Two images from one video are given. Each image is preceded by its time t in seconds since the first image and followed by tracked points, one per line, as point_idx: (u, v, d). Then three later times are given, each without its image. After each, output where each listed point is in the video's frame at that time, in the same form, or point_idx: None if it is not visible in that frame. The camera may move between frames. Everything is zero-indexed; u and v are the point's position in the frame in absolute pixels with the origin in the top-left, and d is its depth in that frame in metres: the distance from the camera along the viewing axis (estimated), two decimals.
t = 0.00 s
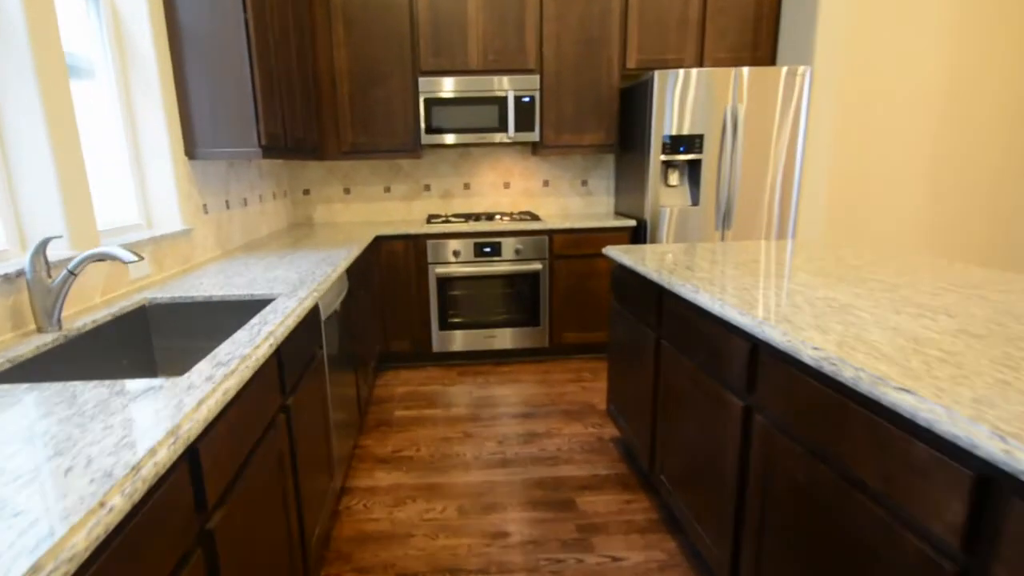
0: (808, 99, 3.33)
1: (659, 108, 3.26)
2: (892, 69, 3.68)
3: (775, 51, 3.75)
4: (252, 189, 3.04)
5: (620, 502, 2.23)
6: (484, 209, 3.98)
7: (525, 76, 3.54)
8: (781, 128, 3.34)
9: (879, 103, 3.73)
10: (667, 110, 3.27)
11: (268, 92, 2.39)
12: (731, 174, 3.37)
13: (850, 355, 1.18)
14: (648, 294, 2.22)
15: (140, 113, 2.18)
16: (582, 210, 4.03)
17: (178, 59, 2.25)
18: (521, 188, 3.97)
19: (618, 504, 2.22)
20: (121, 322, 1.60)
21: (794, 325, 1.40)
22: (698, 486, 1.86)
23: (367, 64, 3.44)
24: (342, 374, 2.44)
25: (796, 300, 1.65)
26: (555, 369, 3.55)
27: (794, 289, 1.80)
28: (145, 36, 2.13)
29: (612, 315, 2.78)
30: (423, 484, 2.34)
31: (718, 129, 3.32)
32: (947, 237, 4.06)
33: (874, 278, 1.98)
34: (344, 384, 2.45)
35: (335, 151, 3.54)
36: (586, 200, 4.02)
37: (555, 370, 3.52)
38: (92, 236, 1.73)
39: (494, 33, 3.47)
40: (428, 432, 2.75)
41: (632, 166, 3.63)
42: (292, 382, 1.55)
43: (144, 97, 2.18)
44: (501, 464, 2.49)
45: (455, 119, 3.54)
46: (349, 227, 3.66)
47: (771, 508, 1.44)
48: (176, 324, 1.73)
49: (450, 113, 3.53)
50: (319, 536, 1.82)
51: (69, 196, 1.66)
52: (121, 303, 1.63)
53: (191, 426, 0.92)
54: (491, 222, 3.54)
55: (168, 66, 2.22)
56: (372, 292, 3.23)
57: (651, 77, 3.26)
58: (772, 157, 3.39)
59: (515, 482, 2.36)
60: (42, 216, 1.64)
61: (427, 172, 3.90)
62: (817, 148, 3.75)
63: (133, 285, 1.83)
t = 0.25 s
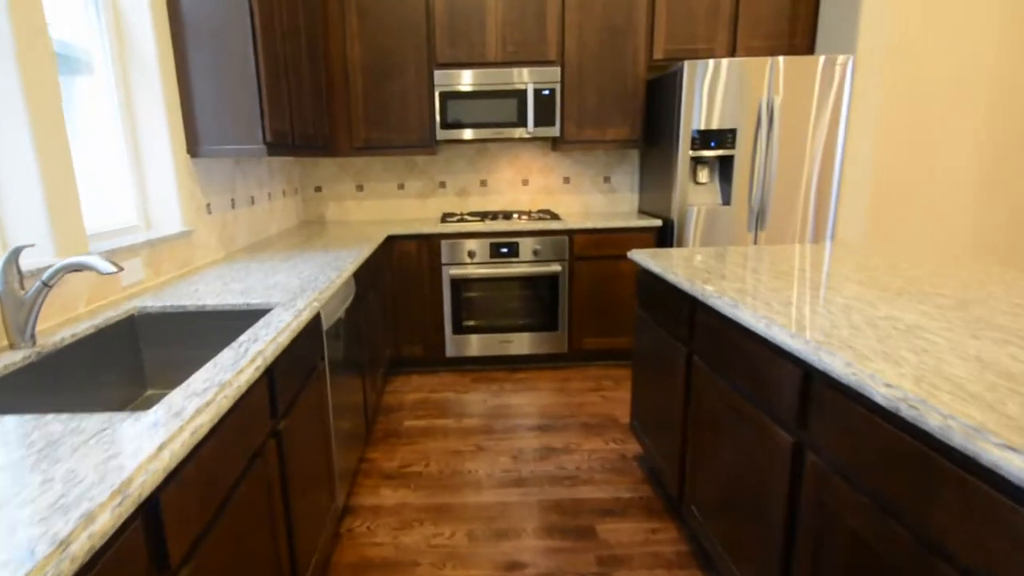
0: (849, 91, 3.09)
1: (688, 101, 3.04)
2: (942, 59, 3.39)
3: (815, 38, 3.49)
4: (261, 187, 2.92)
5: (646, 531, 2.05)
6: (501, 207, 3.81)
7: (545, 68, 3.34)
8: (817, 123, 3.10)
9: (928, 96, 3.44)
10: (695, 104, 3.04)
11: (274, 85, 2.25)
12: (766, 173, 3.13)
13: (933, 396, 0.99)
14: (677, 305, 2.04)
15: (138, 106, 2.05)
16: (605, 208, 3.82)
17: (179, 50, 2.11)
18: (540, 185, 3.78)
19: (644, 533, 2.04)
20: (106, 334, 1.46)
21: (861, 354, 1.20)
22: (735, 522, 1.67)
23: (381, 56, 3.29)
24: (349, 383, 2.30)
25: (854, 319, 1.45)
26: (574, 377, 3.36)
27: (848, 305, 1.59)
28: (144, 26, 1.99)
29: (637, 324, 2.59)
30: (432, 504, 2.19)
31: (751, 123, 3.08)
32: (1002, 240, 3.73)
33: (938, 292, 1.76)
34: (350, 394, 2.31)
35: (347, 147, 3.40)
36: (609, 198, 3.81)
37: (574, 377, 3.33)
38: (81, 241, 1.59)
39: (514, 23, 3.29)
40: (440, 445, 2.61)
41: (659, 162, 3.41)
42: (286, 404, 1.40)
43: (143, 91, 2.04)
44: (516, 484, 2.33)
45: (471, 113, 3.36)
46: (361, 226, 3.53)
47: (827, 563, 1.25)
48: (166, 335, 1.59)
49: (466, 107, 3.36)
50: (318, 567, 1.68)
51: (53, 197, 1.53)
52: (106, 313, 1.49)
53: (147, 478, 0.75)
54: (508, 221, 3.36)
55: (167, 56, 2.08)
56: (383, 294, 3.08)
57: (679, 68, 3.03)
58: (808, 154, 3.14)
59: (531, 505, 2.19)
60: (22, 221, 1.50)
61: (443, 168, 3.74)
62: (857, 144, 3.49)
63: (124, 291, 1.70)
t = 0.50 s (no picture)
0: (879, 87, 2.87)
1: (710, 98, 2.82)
2: (983, 52, 3.14)
3: (841, 35, 3.28)
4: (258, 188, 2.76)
5: (671, 568, 1.86)
6: (512, 210, 3.62)
7: (558, 64, 3.13)
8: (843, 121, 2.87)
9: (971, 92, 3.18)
10: (717, 102, 2.81)
11: (270, 80, 2.08)
12: (793, 176, 2.89)
13: None
14: (707, 320, 1.85)
15: (121, 102, 1.89)
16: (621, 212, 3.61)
17: (167, 40, 1.95)
18: (552, 186, 3.59)
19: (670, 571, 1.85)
20: (71, 354, 1.29)
21: (950, 392, 1.00)
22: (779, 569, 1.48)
23: (387, 52, 3.12)
24: (349, 399, 2.13)
25: (927, 346, 1.25)
26: (589, 390, 3.10)
27: (913, 327, 1.39)
28: (127, 14, 1.83)
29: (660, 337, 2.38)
30: (437, 535, 2.00)
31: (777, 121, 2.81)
32: None
33: (1011, 310, 1.55)
34: (350, 413, 2.13)
35: (351, 146, 3.23)
36: (625, 201, 3.60)
37: (588, 390, 3.08)
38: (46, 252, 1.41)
39: (527, 17, 3.10)
40: (445, 466, 2.42)
41: (678, 163, 3.18)
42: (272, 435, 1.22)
43: (127, 84, 1.88)
44: (527, 512, 2.13)
45: (480, 111, 3.17)
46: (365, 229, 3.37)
47: None
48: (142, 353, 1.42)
49: (474, 105, 3.17)
50: None
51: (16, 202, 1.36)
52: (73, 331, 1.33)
53: (63, 569, 0.57)
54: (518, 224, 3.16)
55: (154, 47, 1.92)
56: (386, 301, 2.89)
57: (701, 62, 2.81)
58: (837, 156, 2.92)
59: (545, 536, 2.00)
60: None
61: (451, 169, 3.57)
62: (887, 144, 3.25)
63: (98, 304, 1.54)
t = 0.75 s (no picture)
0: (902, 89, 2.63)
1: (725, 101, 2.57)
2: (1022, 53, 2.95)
3: (861, 37, 3.04)
4: (244, 186, 2.56)
5: None
6: (517, 212, 3.44)
7: (569, 60, 2.93)
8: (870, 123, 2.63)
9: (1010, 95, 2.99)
10: (735, 102, 2.57)
11: (257, 69, 1.88)
12: (809, 183, 2.63)
13: None
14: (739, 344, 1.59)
15: (88, 90, 1.70)
16: (631, 216, 3.41)
17: (142, 23, 1.76)
18: (559, 188, 3.40)
19: None
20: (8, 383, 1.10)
21: None
22: None
23: (387, 44, 2.92)
24: (339, 421, 1.93)
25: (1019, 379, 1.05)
26: (599, 402, 2.84)
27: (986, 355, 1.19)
28: None
29: (681, 352, 2.14)
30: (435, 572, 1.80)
31: (795, 123, 2.59)
32: None
33: None
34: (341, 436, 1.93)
35: (347, 143, 3.02)
36: (636, 205, 3.39)
37: (596, 403, 2.82)
38: None
39: (536, 8, 2.89)
40: (445, 491, 2.22)
41: (693, 165, 2.95)
42: (244, 483, 1.02)
43: (94, 70, 1.69)
44: (536, 543, 1.93)
45: (484, 107, 2.97)
46: (361, 231, 3.18)
47: None
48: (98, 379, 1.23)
49: (477, 101, 2.97)
50: None
51: None
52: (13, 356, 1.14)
53: None
54: (524, 227, 2.94)
55: (126, 30, 1.73)
56: (382, 309, 2.68)
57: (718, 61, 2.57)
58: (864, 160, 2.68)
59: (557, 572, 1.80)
60: None
61: (453, 170, 3.37)
62: (912, 148, 3.01)
63: (50, 319, 1.35)
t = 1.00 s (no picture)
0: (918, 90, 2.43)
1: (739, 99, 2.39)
2: None
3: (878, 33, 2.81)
4: (222, 190, 2.39)
5: None
6: (518, 215, 3.26)
7: (571, 54, 2.75)
8: (895, 125, 2.45)
9: None
10: (745, 100, 2.39)
11: (230, 60, 1.69)
12: (833, 184, 2.47)
13: None
14: (770, 370, 1.27)
15: (38, 85, 1.53)
16: (637, 220, 3.24)
17: (100, 11, 1.59)
18: (562, 190, 3.22)
19: None
20: None
21: None
22: None
23: (377, 37, 2.73)
24: (327, 449, 1.76)
25: None
26: (607, 418, 2.67)
27: None
28: None
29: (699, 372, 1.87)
30: None
31: (813, 125, 2.42)
32: None
33: None
34: (326, 464, 1.74)
35: (336, 143, 2.84)
36: (641, 207, 3.23)
37: (603, 419, 2.65)
38: None
39: None
40: (443, 521, 2.02)
41: (703, 168, 2.75)
42: (196, 558, 0.83)
43: (44, 63, 1.52)
44: None
45: (482, 105, 2.80)
46: (352, 236, 2.99)
47: None
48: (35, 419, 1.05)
49: (476, 99, 2.79)
50: None
51: None
52: None
53: None
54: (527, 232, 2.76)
55: (81, 18, 1.56)
56: (374, 321, 2.50)
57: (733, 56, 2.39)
58: (888, 163, 2.49)
59: None
60: None
61: (450, 171, 3.19)
62: (933, 151, 2.74)
63: None
